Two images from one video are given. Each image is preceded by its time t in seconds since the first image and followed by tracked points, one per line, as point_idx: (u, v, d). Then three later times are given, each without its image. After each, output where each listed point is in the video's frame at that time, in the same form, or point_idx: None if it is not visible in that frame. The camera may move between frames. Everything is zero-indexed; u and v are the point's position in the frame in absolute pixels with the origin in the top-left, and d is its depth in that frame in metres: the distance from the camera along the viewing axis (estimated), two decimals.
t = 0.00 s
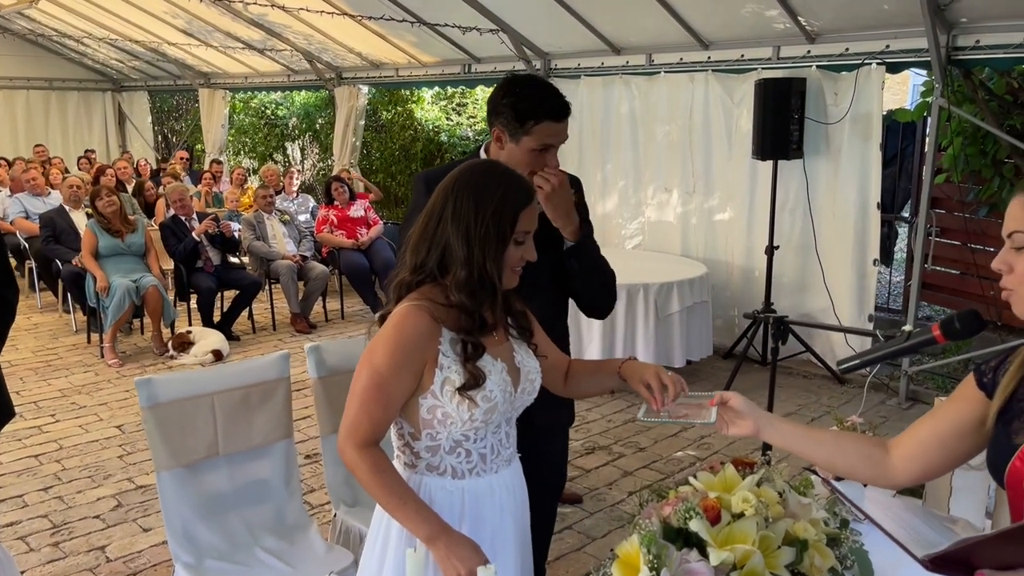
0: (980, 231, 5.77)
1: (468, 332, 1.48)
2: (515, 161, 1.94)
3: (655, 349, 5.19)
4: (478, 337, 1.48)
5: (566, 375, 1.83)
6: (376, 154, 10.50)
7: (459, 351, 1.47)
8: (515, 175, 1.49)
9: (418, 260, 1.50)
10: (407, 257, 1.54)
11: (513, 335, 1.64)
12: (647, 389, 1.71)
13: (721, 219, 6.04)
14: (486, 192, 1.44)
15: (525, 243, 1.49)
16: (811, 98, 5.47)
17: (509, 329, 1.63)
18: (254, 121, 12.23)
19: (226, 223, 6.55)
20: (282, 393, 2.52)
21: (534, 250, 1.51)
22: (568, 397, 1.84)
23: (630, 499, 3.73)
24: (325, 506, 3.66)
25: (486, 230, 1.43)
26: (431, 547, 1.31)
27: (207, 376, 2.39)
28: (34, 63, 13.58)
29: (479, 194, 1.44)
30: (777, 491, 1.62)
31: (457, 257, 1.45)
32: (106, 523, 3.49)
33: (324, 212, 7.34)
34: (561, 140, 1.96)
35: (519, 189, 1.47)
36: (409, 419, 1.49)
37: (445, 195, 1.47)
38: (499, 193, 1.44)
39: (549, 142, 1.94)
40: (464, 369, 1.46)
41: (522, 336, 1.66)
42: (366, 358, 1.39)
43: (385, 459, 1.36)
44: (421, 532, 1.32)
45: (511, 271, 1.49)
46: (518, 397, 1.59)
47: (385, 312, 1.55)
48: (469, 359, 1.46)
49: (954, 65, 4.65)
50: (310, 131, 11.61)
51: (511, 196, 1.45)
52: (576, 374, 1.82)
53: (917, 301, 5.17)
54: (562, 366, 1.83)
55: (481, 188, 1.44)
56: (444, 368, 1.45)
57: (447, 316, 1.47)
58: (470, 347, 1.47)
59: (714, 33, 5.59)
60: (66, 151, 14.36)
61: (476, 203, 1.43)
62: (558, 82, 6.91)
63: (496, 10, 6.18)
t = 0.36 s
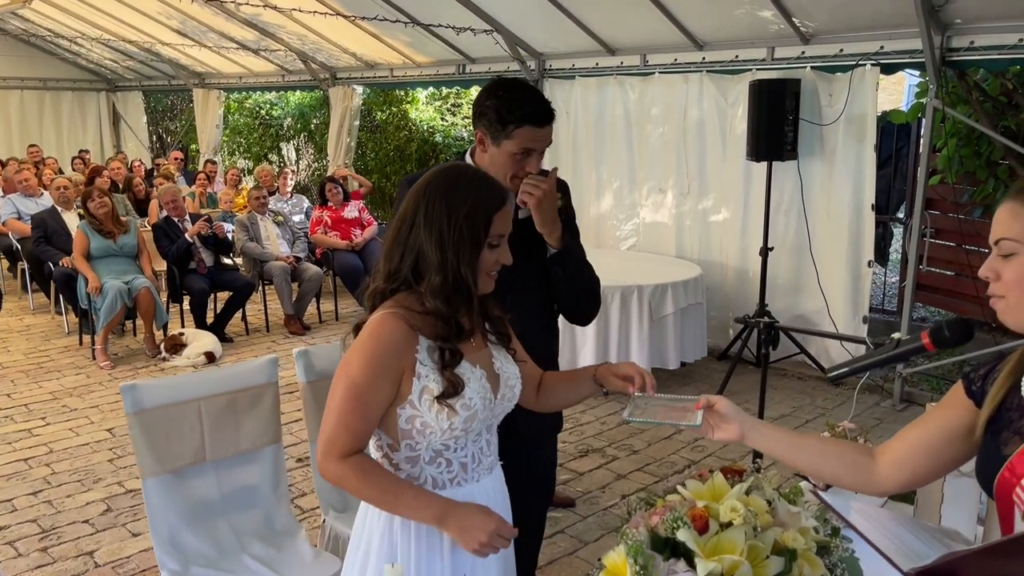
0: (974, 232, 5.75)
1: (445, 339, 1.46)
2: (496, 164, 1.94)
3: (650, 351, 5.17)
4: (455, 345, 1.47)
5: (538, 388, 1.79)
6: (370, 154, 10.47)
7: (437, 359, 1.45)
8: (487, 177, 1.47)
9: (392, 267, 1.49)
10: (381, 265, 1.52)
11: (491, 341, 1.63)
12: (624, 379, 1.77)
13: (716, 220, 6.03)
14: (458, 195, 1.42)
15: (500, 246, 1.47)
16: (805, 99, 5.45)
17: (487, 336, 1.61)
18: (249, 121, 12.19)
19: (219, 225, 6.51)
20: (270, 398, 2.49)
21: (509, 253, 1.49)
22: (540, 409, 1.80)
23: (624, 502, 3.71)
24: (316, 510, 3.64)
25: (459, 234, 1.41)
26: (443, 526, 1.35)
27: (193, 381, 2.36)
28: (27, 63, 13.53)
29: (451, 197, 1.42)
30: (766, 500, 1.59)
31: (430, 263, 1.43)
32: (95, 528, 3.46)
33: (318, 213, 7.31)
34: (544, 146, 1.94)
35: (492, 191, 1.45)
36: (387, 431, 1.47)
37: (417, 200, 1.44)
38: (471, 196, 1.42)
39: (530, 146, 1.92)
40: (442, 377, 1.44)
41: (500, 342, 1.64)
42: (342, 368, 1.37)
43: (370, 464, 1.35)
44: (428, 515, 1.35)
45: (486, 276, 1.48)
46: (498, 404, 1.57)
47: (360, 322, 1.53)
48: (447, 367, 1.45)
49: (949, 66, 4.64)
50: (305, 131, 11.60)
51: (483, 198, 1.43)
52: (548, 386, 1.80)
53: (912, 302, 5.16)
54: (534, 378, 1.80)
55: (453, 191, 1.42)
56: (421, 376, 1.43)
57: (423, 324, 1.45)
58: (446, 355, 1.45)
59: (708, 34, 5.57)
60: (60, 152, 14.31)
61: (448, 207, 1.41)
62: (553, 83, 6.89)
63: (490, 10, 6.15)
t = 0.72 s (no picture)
0: (972, 235, 5.72)
1: (420, 350, 1.44)
2: (476, 165, 1.99)
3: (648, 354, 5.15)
4: (431, 354, 1.46)
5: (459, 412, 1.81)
6: (368, 155, 10.48)
7: (414, 373, 1.44)
8: (445, 182, 1.47)
9: (356, 281, 1.47)
10: (344, 278, 1.50)
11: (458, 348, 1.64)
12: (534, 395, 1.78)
13: (713, 222, 6.02)
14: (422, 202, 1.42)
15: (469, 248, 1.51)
16: (802, 101, 5.43)
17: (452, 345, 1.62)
18: (246, 122, 12.18)
19: (215, 226, 6.48)
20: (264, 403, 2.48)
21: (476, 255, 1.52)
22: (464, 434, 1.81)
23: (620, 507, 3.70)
24: (310, 515, 3.62)
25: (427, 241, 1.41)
26: (485, 470, 1.46)
27: (186, 387, 2.34)
28: (25, 63, 13.51)
29: (418, 202, 1.42)
30: (761, 511, 1.58)
31: (400, 272, 1.43)
32: (89, 533, 3.45)
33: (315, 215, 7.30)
34: (520, 146, 1.95)
35: (452, 196, 1.45)
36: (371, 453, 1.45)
37: (377, 209, 1.44)
38: (434, 201, 1.43)
39: (506, 147, 1.93)
40: (421, 392, 1.45)
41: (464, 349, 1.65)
42: (331, 405, 1.31)
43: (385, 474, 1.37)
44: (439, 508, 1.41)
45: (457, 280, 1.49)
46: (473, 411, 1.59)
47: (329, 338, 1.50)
48: (427, 381, 1.45)
49: (946, 69, 4.63)
50: (303, 132, 11.62)
51: (446, 202, 1.43)
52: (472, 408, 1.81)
53: (910, 305, 5.14)
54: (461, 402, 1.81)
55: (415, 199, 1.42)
56: (403, 394, 1.42)
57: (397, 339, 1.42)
58: (424, 368, 1.45)
59: (705, 36, 5.57)
60: (58, 153, 14.30)
61: (413, 216, 1.41)
62: (550, 84, 6.88)
63: (487, 12, 6.15)
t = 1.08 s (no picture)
0: (976, 239, 5.74)
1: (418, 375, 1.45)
2: (444, 176, 2.06)
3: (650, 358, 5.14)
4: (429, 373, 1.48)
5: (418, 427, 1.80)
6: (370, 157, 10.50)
7: (417, 398, 1.48)
8: (414, 199, 1.42)
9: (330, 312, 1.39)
10: (315, 308, 1.42)
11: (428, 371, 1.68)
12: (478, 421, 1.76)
13: (716, 226, 6.00)
14: (402, 223, 1.37)
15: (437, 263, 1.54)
16: (807, 105, 5.43)
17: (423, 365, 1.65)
18: (248, 123, 12.19)
19: (217, 229, 6.48)
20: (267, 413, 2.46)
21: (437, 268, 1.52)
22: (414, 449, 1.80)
23: (623, 513, 3.69)
24: (312, 521, 3.61)
25: (411, 264, 1.37)
26: (478, 475, 1.53)
27: (188, 396, 2.32)
28: (27, 64, 13.51)
29: (391, 221, 1.37)
30: (767, 526, 1.56)
31: (386, 298, 1.38)
32: (91, 540, 3.44)
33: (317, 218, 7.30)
34: (476, 159, 1.98)
35: (427, 213, 1.41)
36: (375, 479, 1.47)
37: (351, 233, 1.36)
38: (414, 221, 1.38)
39: (462, 162, 1.99)
40: (427, 415, 1.49)
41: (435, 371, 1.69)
42: (350, 456, 1.28)
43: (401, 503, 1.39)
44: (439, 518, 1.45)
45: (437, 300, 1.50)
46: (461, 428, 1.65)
47: (305, 376, 1.41)
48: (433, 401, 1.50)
49: (951, 73, 4.61)
50: (304, 134, 11.70)
51: (424, 220, 1.40)
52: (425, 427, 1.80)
53: (914, 309, 5.12)
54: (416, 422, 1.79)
55: (394, 220, 1.37)
56: (411, 420, 1.46)
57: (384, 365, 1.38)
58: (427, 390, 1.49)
59: (708, 39, 5.55)
60: (60, 155, 14.31)
61: (394, 239, 1.36)
62: (553, 87, 6.87)
63: (490, 14, 6.14)
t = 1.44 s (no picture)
0: (980, 242, 5.73)
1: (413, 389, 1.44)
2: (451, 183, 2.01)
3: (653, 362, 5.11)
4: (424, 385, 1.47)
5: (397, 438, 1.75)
6: (371, 159, 10.48)
7: (417, 409, 1.47)
8: (400, 210, 1.41)
9: (322, 326, 1.35)
10: (306, 325, 1.38)
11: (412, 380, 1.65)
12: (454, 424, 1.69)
13: (718, 229, 5.98)
14: (392, 233, 1.36)
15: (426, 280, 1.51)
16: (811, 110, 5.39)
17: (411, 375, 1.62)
18: (250, 125, 12.18)
19: (218, 232, 6.45)
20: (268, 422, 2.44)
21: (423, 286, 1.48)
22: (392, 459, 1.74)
23: (627, 520, 3.67)
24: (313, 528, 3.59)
25: (403, 274, 1.36)
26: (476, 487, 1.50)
27: (189, 405, 2.30)
28: (28, 66, 13.50)
29: (381, 231, 1.36)
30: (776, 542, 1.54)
31: (381, 310, 1.36)
32: (91, 547, 3.42)
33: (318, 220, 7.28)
34: (477, 164, 1.92)
35: (413, 223, 1.41)
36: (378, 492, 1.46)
37: (340, 245, 1.34)
38: (404, 231, 1.38)
39: (463, 168, 1.93)
40: (427, 425, 1.49)
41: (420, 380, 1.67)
42: (369, 471, 1.26)
43: (415, 514, 1.38)
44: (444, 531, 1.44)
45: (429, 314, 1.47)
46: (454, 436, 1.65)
47: (301, 394, 1.37)
48: (430, 411, 1.49)
49: (955, 76, 4.58)
50: (306, 135, 11.65)
51: (412, 230, 1.39)
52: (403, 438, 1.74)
53: (918, 313, 5.08)
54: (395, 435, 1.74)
55: (385, 231, 1.36)
56: (414, 430, 1.45)
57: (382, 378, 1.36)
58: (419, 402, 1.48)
59: (711, 42, 5.53)
60: (60, 156, 14.30)
61: (387, 249, 1.35)
62: (555, 89, 6.84)
63: (492, 16, 6.11)
